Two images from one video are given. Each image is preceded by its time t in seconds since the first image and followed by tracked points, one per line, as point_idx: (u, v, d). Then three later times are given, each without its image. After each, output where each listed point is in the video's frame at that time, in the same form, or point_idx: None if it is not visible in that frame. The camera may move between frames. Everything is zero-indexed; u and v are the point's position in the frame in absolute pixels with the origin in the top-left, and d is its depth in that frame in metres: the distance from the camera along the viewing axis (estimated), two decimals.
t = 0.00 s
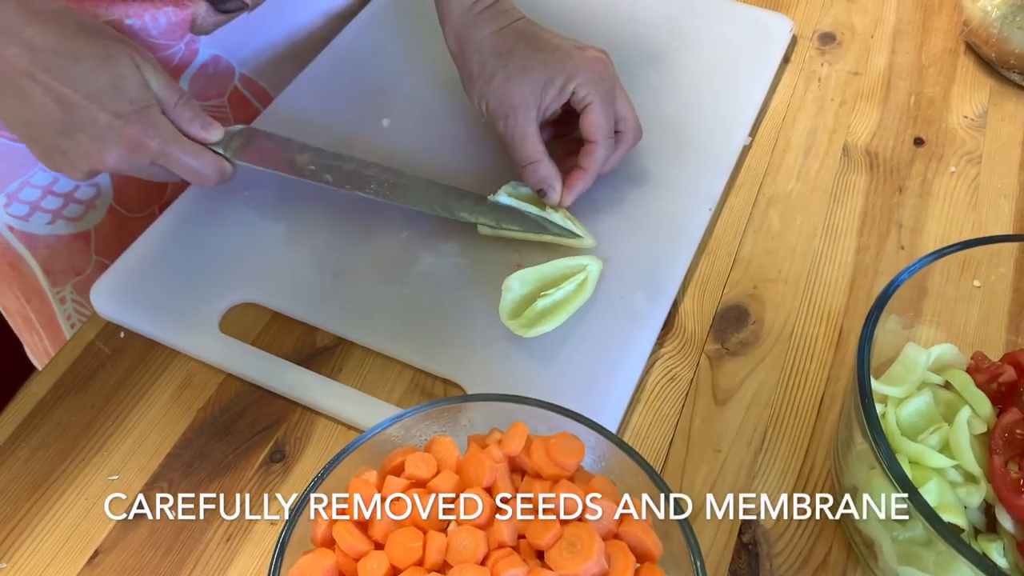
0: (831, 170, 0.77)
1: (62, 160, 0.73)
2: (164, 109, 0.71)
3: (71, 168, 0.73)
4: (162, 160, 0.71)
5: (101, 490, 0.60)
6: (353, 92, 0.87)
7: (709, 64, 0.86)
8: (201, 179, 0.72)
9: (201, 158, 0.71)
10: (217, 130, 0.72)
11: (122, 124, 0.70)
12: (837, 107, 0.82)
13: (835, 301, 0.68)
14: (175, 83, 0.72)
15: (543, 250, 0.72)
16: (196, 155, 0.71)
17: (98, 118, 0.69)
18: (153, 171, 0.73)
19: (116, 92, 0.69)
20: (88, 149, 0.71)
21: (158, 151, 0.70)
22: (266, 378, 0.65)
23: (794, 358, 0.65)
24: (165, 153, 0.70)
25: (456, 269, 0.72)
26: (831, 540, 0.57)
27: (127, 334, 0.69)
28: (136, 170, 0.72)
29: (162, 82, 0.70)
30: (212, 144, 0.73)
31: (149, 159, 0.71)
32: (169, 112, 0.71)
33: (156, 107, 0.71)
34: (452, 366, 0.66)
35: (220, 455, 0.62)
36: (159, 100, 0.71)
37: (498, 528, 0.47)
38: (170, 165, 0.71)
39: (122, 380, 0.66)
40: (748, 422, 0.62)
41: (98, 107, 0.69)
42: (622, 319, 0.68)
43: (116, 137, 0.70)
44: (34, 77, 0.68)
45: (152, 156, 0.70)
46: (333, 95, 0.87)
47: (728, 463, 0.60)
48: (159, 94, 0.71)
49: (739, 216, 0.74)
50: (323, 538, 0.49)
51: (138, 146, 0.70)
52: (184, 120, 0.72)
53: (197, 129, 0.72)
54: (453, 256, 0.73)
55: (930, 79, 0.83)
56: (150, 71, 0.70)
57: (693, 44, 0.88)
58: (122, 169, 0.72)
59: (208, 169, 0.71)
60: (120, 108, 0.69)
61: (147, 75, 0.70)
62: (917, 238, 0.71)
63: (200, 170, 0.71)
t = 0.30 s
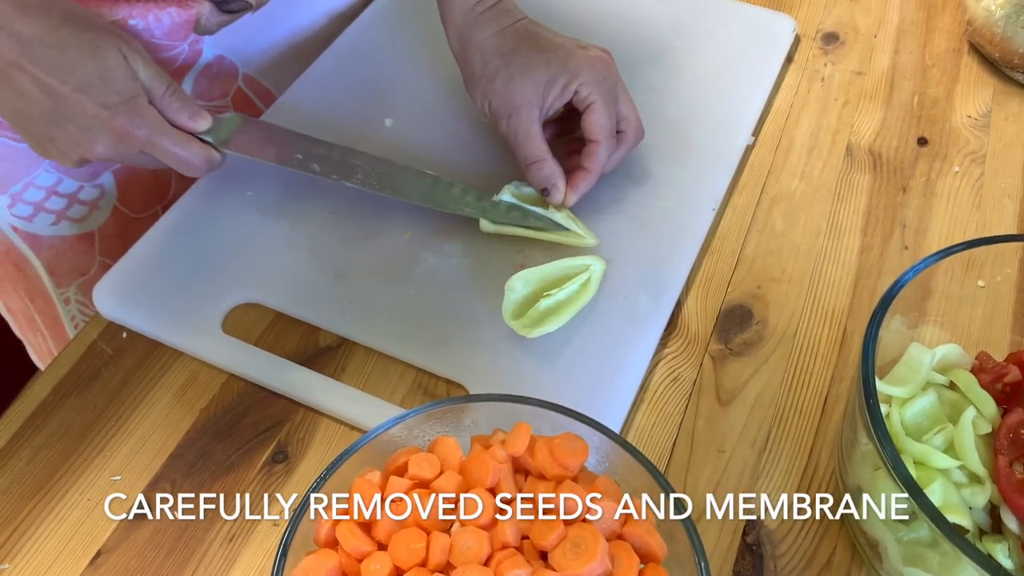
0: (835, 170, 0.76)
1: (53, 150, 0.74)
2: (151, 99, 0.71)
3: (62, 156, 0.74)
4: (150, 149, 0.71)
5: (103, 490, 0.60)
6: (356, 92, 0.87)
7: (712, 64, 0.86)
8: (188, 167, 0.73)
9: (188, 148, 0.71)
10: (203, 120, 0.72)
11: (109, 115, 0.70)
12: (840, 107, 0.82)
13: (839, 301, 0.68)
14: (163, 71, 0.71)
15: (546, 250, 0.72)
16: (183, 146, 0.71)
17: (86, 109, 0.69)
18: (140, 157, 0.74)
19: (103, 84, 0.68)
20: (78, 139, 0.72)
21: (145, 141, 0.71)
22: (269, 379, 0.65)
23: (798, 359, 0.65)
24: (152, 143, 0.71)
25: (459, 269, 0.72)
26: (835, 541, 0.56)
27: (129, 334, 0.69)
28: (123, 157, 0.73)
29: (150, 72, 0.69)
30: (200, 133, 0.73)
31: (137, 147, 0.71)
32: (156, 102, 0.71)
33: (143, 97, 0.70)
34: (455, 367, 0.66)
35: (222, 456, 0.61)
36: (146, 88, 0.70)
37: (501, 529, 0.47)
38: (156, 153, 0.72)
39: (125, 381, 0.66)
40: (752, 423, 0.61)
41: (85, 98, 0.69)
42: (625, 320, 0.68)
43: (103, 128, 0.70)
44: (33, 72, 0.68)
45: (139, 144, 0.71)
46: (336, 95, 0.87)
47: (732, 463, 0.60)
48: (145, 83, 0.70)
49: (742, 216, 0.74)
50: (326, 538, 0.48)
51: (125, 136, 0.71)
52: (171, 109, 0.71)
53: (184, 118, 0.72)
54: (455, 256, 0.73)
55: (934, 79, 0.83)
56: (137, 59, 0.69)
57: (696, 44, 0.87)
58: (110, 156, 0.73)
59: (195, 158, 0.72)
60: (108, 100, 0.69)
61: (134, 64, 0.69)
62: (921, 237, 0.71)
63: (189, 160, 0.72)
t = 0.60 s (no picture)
0: (834, 175, 0.76)
1: (50, 159, 0.73)
2: (147, 105, 0.71)
3: (55, 164, 0.74)
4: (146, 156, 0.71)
5: (102, 496, 0.60)
6: (356, 96, 0.87)
7: (712, 67, 0.86)
8: (185, 174, 0.72)
9: (185, 154, 0.71)
10: (200, 127, 0.72)
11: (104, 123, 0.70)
12: (840, 111, 0.82)
13: (838, 306, 0.68)
14: (158, 76, 0.71)
15: (545, 256, 0.72)
16: (177, 152, 0.71)
17: (81, 116, 0.69)
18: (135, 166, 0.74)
19: (99, 92, 0.68)
20: (73, 146, 0.71)
21: (141, 148, 0.71)
22: (268, 384, 0.65)
23: (797, 364, 0.65)
24: (149, 150, 0.71)
25: (459, 274, 0.72)
26: (834, 547, 0.56)
27: (129, 339, 0.69)
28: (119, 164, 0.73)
29: (144, 79, 0.69)
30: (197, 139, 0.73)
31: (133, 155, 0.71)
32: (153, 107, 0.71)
33: (138, 104, 0.70)
34: (455, 372, 0.66)
35: (221, 461, 0.61)
36: (141, 95, 0.70)
37: (500, 536, 0.47)
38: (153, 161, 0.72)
39: (124, 386, 0.66)
40: (751, 429, 0.61)
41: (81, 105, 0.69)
42: (625, 325, 0.68)
43: (98, 136, 0.70)
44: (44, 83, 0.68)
45: (135, 152, 0.71)
46: (335, 99, 0.87)
47: (731, 469, 0.60)
48: (140, 89, 0.70)
49: (741, 221, 0.74)
50: (325, 545, 0.49)
51: (122, 144, 0.70)
52: (167, 115, 0.71)
53: (180, 126, 0.72)
54: (455, 261, 0.73)
55: (934, 83, 0.83)
56: (131, 66, 0.69)
57: (696, 48, 0.87)
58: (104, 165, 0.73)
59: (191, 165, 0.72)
60: (103, 107, 0.69)
61: (129, 71, 0.69)
62: (921, 243, 0.71)
63: (186, 166, 0.72)
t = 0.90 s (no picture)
0: (833, 180, 0.76)
1: (12, 164, 0.68)
2: (128, 114, 0.69)
3: (23, 171, 0.68)
4: (125, 163, 0.68)
5: (97, 500, 0.60)
6: (354, 100, 0.87)
7: (711, 71, 0.86)
8: (163, 186, 0.69)
9: (165, 164, 0.68)
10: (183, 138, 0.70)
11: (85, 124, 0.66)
12: (839, 116, 0.81)
13: (836, 312, 0.67)
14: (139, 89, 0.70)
15: (542, 260, 0.72)
16: (161, 162, 0.68)
17: (59, 116, 0.66)
18: (105, 181, 0.70)
19: (79, 91, 0.67)
20: (46, 148, 0.67)
21: (122, 153, 0.67)
22: (265, 388, 0.65)
23: (794, 370, 0.65)
24: (128, 156, 0.67)
25: (456, 278, 0.72)
26: (830, 554, 0.56)
27: (125, 343, 0.69)
28: (93, 177, 0.69)
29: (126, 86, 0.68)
30: (179, 152, 0.70)
31: (110, 163, 0.68)
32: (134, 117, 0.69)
33: (119, 109, 0.68)
34: (452, 377, 0.66)
35: (217, 466, 0.61)
36: (122, 105, 0.69)
37: (495, 543, 0.47)
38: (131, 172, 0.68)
39: (121, 389, 0.66)
40: (748, 434, 0.61)
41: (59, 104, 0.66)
42: (623, 330, 0.68)
43: (78, 137, 0.66)
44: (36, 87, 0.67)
45: (113, 158, 0.67)
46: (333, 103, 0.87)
47: (728, 475, 0.60)
48: (122, 101, 0.69)
49: (739, 226, 0.74)
50: (319, 551, 0.49)
51: (101, 146, 0.67)
52: (149, 124, 0.69)
53: (166, 136, 0.69)
54: (452, 265, 0.73)
55: (932, 88, 0.83)
56: (116, 78, 0.69)
57: (695, 52, 0.87)
58: (78, 175, 0.69)
59: (171, 174, 0.69)
60: (83, 107, 0.67)
61: (113, 82, 0.68)
62: (919, 248, 0.71)
63: (164, 176, 0.69)
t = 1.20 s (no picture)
0: (833, 182, 0.76)
1: None
2: (95, 103, 0.65)
3: None
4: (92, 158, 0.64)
5: (99, 498, 0.60)
6: (356, 100, 0.87)
7: (712, 73, 0.86)
8: (132, 178, 0.67)
9: (137, 158, 0.66)
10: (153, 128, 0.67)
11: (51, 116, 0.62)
12: (840, 118, 0.82)
13: (836, 313, 0.68)
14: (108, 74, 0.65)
15: (543, 261, 0.72)
16: (132, 156, 0.65)
17: (23, 108, 0.61)
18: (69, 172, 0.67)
19: (44, 82, 0.62)
20: (7, 143, 0.62)
21: (91, 148, 0.64)
22: (266, 387, 0.65)
23: (794, 371, 0.65)
24: (99, 151, 0.64)
25: (457, 278, 0.72)
26: (830, 555, 0.56)
27: (127, 341, 0.69)
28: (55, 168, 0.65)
29: (95, 74, 0.64)
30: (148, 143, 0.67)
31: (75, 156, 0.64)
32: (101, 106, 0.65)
33: (87, 100, 0.64)
34: (453, 377, 0.66)
35: (218, 464, 0.62)
36: (89, 92, 0.64)
37: (495, 542, 0.47)
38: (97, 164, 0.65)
39: (123, 388, 0.66)
40: (747, 435, 0.61)
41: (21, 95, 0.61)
42: (624, 331, 0.68)
43: (41, 130, 0.62)
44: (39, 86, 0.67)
45: (79, 153, 0.64)
46: (335, 103, 0.87)
47: (728, 475, 0.60)
48: (88, 87, 0.64)
49: (740, 227, 0.74)
50: (320, 549, 0.49)
51: (67, 141, 0.63)
52: (119, 114, 0.66)
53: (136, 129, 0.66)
54: (453, 265, 0.73)
55: (933, 90, 0.83)
56: (82, 63, 0.63)
57: (696, 53, 0.87)
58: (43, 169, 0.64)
59: (142, 168, 0.66)
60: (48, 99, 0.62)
61: (78, 67, 0.63)
62: (919, 250, 0.71)
63: (136, 170, 0.66)
